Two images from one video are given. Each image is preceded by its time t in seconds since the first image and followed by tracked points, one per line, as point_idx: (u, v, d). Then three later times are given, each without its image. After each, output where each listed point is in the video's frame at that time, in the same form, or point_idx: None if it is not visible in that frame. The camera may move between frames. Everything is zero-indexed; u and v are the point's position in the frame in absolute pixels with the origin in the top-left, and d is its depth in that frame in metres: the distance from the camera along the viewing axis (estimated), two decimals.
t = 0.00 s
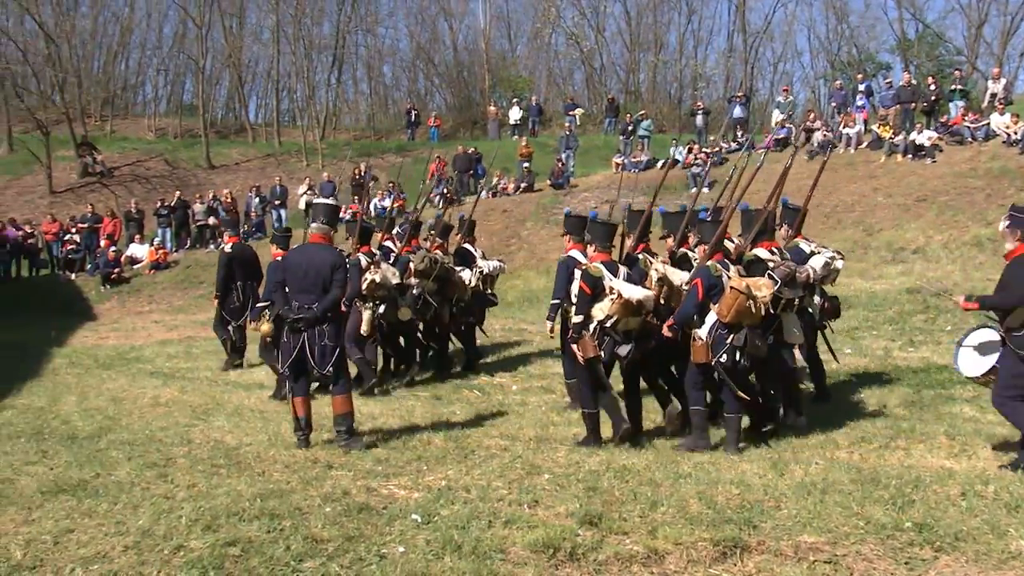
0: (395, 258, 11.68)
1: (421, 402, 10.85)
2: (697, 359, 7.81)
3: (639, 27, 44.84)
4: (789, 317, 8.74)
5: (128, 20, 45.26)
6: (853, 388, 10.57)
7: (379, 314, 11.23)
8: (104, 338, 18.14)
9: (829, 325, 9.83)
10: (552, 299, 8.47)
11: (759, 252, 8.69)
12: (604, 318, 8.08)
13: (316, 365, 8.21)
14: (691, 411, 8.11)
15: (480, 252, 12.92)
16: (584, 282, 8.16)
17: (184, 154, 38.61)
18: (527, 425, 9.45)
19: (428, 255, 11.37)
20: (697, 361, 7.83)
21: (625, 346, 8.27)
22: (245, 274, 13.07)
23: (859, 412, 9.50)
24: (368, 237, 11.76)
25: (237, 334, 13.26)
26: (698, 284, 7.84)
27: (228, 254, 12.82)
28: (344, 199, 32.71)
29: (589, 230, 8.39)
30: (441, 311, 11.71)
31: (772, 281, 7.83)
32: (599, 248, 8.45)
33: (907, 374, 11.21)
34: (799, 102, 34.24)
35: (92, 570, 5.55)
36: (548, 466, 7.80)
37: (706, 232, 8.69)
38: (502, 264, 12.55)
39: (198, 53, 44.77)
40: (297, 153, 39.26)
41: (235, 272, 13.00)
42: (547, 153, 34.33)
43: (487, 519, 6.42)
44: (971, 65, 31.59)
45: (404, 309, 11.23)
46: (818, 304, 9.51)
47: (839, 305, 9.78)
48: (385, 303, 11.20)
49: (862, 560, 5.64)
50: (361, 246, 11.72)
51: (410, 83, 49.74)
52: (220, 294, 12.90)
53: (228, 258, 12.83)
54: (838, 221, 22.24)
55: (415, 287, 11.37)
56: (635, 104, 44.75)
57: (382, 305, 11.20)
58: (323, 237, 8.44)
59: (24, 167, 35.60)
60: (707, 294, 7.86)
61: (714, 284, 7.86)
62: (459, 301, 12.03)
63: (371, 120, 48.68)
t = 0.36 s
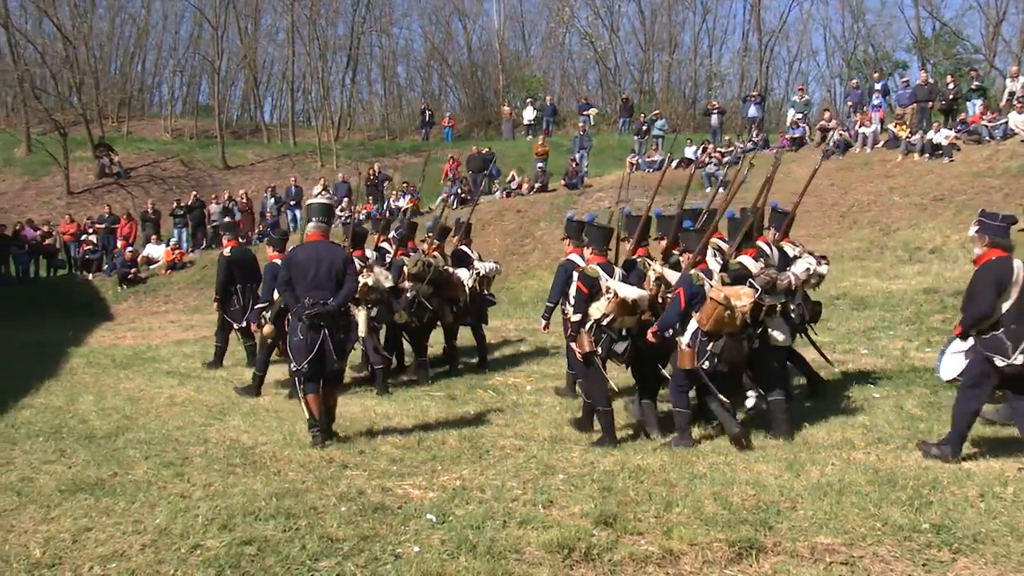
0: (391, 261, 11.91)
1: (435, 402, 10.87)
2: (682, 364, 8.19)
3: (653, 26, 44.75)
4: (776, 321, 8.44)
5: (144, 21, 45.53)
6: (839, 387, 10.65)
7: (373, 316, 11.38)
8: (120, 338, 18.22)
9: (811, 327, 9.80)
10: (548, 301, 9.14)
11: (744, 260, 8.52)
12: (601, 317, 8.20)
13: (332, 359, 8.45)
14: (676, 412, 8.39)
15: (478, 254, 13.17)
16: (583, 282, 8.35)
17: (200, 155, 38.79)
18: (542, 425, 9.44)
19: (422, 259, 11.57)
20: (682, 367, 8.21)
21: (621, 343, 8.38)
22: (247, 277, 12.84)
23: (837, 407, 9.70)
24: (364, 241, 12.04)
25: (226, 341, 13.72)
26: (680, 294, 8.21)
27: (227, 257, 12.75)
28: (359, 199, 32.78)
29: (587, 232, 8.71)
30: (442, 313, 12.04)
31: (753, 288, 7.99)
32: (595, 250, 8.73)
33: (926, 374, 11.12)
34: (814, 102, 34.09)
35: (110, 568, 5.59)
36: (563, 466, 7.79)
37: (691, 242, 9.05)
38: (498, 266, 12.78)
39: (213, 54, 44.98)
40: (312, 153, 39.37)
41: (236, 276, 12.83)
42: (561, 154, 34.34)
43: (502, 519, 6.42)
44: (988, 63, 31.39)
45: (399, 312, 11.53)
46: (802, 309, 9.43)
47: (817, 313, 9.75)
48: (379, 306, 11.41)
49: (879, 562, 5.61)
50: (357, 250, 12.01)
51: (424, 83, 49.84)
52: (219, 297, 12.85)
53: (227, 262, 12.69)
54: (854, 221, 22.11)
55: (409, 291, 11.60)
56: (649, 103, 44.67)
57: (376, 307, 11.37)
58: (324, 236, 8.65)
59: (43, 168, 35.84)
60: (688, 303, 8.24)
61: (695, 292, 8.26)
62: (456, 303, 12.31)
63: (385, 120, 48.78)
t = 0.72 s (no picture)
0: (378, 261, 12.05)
1: (446, 402, 10.88)
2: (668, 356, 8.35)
3: (663, 26, 44.68)
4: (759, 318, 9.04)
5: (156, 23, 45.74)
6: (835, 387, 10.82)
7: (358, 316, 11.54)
8: (132, 338, 18.27)
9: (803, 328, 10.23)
10: (548, 293, 9.06)
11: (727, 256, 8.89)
12: (596, 312, 8.53)
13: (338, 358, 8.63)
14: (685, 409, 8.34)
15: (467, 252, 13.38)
16: (579, 278, 8.68)
17: (211, 155, 38.92)
18: (552, 425, 9.44)
19: (406, 258, 11.76)
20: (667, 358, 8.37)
21: (617, 337, 8.74)
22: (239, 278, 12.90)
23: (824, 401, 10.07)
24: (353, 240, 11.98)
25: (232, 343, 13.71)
26: (667, 287, 8.35)
27: (219, 257, 12.81)
28: (369, 199, 32.85)
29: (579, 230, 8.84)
30: (428, 312, 12.27)
31: (738, 284, 8.47)
32: (589, 247, 8.87)
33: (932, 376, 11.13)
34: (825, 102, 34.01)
35: (122, 567, 5.61)
36: (573, 466, 7.78)
37: (681, 240, 9.29)
38: (486, 264, 13.07)
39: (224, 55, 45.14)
40: (323, 154, 39.49)
41: (225, 277, 12.88)
42: (570, 153, 34.34)
43: (512, 519, 6.42)
44: (1001, 62, 31.24)
45: (383, 311, 11.74)
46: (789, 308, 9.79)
47: (809, 313, 10.18)
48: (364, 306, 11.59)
49: (891, 562, 5.59)
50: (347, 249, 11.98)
51: (434, 84, 49.93)
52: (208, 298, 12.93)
53: (217, 263, 12.77)
54: (866, 221, 22.02)
55: (394, 290, 11.76)
56: (659, 103, 44.63)
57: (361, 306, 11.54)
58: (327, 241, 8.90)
59: (55, 168, 36.03)
60: (675, 296, 8.35)
61: (684, 287, 8.35)
62: (445, 303, 12.60)
63: (396, 120, 48.89)
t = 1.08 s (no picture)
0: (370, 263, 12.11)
1: (453, 402, 10.88)
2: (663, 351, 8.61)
3: (671, 26, 44.58)
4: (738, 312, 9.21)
5: (164, 23, 45.87)
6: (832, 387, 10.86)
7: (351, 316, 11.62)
8: (141, 338, 18.30)
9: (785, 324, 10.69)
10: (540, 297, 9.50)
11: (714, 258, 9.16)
12: (586, 314, 8.63)
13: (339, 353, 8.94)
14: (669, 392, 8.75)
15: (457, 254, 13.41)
16: (569, 282, 8.85)
17: (219, 155, 39.01)
18: (560, 425, 9.43)
19: (397, 261, 11.78)
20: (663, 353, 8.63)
21: (608, 337, 8.84)
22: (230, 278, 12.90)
23: (805, 392, 10.50)
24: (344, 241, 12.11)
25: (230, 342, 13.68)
26: (663, 285, 8.62)
27: (214, 259, 12.90)
28: (377, 199, 32.86)
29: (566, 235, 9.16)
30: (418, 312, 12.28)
31: (728, 281, 8.70)
32: (576, 250, 9.12)
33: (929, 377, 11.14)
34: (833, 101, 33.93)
35: (131, 566, 5.62)
36: (580, 466, 7.78)
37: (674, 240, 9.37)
38: (477, 264, 13.12)
39: (233, 56, 45.23)
40: (330, 154, 39.57)
41: (219, 278, 12.91)
42: (577, 153, 34.32)
43: (520, 519, 6.42)
44: (1010, 62, 31.11)
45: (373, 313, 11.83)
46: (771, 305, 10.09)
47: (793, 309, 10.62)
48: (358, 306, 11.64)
49: (900, 563, 5.57)
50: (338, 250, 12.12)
51: (441, 84, 49.99)
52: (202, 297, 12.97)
53: (211, 264, 12.85)
54: (874, 221, 21.95)
55: (385, 292, 11.82)
56: (666, 103, 44.55)
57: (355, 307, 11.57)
58: (320, 241, 9.09)
59: (65, 169, 36.17)
60: (671, 293, 8.69)
61: (677, 284, 8.70)
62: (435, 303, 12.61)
63: (403, 120, 48.96)
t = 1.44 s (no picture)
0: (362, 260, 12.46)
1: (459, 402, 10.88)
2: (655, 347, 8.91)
3: (676, 26, 44.48)
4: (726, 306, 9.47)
5: (170, 24, 45.97)
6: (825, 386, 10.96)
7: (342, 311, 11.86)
8: (147, 338, 18.33)
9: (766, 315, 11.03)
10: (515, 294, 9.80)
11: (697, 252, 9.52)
12: (557, 312, 9.00)
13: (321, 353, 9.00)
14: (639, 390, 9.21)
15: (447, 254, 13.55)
16: (541, 280, 9.23)
17: (225, 155, 39.07)
18: (566, 425, 9.42)
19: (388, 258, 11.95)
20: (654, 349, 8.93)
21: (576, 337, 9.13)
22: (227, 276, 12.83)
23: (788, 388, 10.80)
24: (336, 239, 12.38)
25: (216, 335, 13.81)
26: (652, 283, 9.02)
27: (211, 256, 12.80)
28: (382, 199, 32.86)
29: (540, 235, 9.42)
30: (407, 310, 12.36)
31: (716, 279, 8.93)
32: (550, 251, 9.42)
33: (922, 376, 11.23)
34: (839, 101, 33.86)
35: (138, 566, 5.63)
36: (586, 466, 7.77)
37: (661, 239, 9.85)
38: (467, 264, 13.22)
39: (239, 57, 45.27)
40: (336, 154, 39.60)
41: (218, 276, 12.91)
42: (583, 153, 34.32)
43: (526, 520, 6.41)
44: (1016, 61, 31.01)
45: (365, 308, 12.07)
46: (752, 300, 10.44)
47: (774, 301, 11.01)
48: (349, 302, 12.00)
49: (907, 564, 5.55)
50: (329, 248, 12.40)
51: (447, 84, 49.99)
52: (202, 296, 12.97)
53: (210, 263, 12.80)
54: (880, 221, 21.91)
55: (376, 288, 12.08)
56: (672, 103, 44.46)
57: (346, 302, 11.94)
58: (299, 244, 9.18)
59: (71, 169, 36.28)
60: (661, 292, 9.04)
61: (667, 283, 9.07)
62: (425, 301, 12.68)
63: (409, 120, 48.97)
